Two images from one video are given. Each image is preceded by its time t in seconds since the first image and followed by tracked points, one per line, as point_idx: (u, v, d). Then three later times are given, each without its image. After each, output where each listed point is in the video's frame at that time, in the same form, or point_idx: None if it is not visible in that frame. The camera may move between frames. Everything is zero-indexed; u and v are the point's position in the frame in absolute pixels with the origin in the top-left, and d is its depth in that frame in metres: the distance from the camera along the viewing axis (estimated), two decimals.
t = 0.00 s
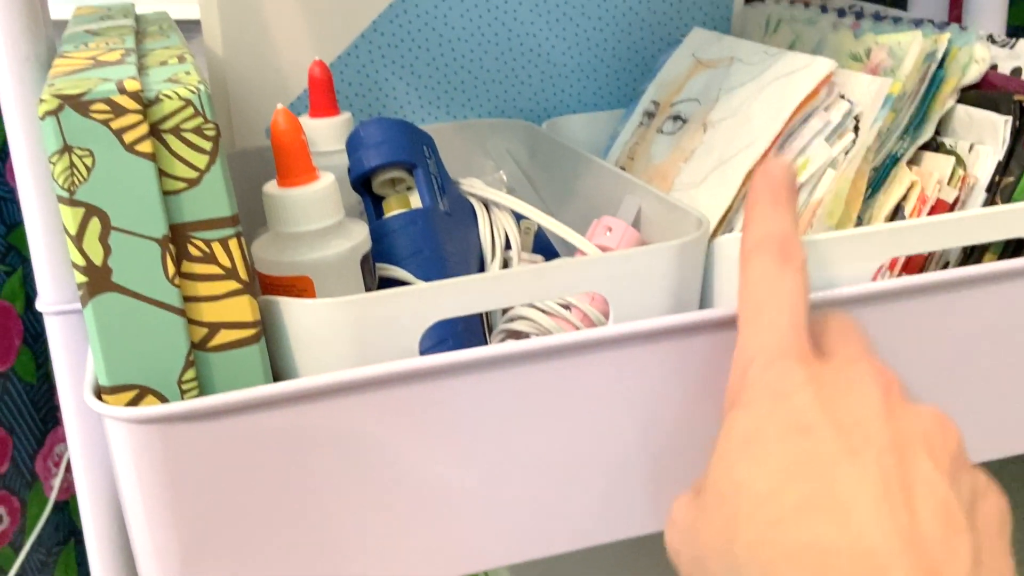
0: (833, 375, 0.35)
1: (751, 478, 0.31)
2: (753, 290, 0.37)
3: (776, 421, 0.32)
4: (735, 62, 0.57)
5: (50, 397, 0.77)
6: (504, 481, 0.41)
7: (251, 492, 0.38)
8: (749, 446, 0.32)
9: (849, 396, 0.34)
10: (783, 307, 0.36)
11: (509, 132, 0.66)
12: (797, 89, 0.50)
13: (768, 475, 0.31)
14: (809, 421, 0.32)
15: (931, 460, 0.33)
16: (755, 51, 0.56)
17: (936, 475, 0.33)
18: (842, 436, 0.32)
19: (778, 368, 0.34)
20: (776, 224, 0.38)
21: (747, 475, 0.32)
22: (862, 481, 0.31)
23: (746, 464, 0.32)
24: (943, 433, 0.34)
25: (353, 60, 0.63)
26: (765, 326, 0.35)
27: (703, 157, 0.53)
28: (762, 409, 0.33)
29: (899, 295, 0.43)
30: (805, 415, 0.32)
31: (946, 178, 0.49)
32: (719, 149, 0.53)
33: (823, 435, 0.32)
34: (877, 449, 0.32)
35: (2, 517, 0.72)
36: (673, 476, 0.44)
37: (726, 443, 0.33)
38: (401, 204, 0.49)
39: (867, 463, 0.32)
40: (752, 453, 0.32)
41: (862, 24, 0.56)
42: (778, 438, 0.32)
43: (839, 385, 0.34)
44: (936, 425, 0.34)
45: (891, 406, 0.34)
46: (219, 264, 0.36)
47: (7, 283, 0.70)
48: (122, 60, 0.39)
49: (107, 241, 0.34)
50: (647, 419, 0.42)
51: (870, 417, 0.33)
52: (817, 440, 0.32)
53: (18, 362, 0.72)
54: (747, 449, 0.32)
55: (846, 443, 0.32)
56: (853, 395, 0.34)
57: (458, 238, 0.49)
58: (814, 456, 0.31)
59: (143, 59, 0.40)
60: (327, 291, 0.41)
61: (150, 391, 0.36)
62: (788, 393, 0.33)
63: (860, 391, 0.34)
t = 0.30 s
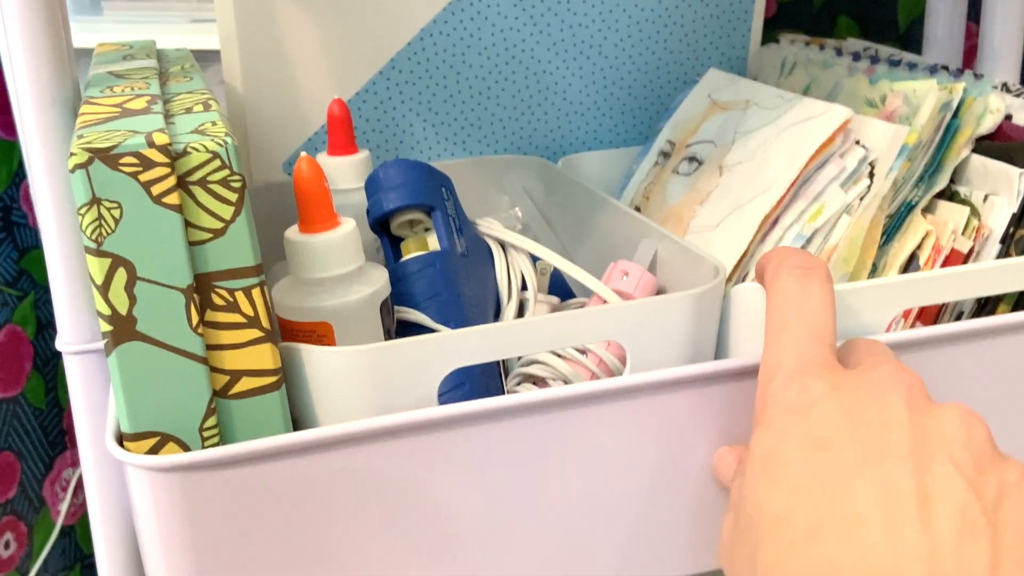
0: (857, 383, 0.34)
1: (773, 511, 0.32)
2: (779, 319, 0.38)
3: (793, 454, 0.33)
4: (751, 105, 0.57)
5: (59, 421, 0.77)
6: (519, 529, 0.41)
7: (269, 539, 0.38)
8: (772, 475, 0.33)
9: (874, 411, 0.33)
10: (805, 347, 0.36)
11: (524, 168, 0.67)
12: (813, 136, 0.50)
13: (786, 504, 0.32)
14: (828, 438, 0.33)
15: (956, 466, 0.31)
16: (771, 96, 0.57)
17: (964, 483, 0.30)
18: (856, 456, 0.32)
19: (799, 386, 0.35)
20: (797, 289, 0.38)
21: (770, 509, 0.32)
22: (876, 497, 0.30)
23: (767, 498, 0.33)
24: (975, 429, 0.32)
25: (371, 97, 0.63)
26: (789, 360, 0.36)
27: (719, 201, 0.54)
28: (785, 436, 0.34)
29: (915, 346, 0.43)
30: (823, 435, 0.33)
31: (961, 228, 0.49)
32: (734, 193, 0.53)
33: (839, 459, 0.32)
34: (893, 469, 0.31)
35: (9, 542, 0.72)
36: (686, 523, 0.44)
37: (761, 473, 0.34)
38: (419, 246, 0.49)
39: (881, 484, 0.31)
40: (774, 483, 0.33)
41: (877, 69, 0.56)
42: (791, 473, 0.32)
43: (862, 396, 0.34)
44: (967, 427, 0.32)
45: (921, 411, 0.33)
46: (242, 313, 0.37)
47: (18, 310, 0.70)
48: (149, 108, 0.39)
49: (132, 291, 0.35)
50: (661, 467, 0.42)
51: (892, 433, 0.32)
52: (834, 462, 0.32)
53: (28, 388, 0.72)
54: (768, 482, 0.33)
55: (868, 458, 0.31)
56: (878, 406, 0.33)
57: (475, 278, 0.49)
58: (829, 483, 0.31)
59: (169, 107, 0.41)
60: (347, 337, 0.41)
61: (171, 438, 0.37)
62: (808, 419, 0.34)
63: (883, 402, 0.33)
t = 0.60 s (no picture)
0: (806, 403, 0.30)
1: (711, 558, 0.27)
2: (730, 334, 0.35)
3: (734, 482, 0.28)
4: (773, 134, 0.57)
5: (73, 442, 0.77)
6: (535, 561, 0.41)
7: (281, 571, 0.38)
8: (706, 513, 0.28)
9: (821, 433, 0.29)
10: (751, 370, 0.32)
11: (542, 194, 0.66)
12: (835, 165, 0.50)
13: (732, 541, 0.27)
14: (776, 467, 0.28)
15: (902, 498, 0.27)
16: (793, 124, 0.56)
17: (908, 515, 0.27)
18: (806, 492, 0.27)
19: (744, 405, 0.31)
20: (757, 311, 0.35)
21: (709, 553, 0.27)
22: (823, 538, 0.26)
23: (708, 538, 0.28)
24: (921, 455, 0.29)
25: (390, 121, 0.63)
26: (733, 383, 0.32)
27: (740, 231, 0.53)
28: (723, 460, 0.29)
29: (939, 382, 0.42)
30: (768, 461, 0.28)
31: (984, 262, 0.48)
32: (755, 223, 0.52)
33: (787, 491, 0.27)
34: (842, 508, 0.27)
35: (20, 564, 0.73)
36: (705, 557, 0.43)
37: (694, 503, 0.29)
38: (436, 273, 0.48)
39: (832, 526, 0.26)
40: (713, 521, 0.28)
41: (901, 98, 0.56)
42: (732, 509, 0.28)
43: (813, 417, 0.29)
44: (912, 446, 0.29)
45: (869, 435, 0.29)
46: (257, 341, 0.36)
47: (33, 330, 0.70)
48: (165, 133, 0.39)
49: (147, 318, 0.34)
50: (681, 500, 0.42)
51: (841, 464, 0.28)
52: (781, 495, 0.27)
53: (42, 408, 0.72)
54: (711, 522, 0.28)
55: (816, 488, 0.27)
56: (825, 428, 0.29)
57: (493, 305, 0.49)
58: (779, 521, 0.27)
59: (185, 131, 0.41)
60: (363, 365, 0.41)
61: (183, 467, 0.36)
62: (752, 441, 0.29)
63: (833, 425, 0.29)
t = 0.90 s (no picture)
0: (767, 357, 0.27)
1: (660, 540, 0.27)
2: (669, 307, 0.29)
3: (690, 453, 0.27)
4: (800, 147, 0.56)
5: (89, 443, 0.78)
6: None
7: None
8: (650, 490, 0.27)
9: (783, 399, 0.27)
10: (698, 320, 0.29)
11: (562, 205, 0.66)
12: (864, 183, 0.49)
13: (676, 517, 0.26)
14: (734, 431, 0.27)
15: (864, 477, 0.27)
16: (822, 138, 0.55)
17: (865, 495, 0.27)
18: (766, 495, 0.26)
19: (699, 348, 0.28)
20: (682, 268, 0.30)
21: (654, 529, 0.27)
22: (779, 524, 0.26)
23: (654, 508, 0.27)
24: (882, 423, 0.28)
25: (406, 130, 0.62)
26: (684, 323, 0.29)
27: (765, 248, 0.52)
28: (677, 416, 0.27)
29: (969, 413, 0.41)
30: (728, 424, 0.27)
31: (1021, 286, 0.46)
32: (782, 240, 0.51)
33: (748, 483, 0.26)
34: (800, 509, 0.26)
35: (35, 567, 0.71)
36: None
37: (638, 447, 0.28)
38: (451, 291, 0.47)
39: (790, 535, 0.26)
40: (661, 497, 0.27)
41: (933, 111, 0.54)
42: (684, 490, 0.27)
43: (774, 374, 0.27)
44: (872, 412, 0.28)
45: (833, 399, 0.27)
46: (267, 369, 0.35)
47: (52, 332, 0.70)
48: (174, 153, 0.38)
49: (153, 347, 0.33)
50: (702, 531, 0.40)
51: (805, 453, 0.26)
52: (739, 487, 0.26)
53: (60, 409, 0.73)
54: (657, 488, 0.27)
55: (773, 466, 0.26)
56: (789, 393, 0.27)
57: (511, 323, 0.47)
58: (735, 518, 0.26)
59: (195, 149, 0.40)
60: (376, 392, 0.40)
61: (192, 498, 0.35)
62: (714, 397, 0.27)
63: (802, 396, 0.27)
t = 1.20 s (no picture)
0: (770, 231, 0.29)
1: (657, 372, 0.26)
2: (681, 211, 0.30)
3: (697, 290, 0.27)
4: (836, 154, 0.54)
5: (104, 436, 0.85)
6: None
7: None
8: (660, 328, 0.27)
9: (784, 267, 0.28)
10: (705, 202, 0.30)
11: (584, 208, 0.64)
12: (911, 195, 0.46)
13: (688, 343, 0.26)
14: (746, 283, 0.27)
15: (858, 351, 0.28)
16: (860, 145, 0.53)
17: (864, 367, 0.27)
18: (768, 334, 0.26)
19: (705, 198, 0.30)
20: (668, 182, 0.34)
21: (658, 356, 0.27)
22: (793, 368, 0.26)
23: (661, 345, 0.27)
24: (871, 325, 0.29)
25: (423, 134, 0.62)
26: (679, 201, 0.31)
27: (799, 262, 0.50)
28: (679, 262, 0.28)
29: (1013, 452, 0.39)
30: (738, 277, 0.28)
31: None
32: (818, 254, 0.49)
33: (750, 325, 0.26)
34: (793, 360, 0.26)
35: (57, 557, 0.80)
36: None
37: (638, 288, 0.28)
38: (471, 311, 0.45)
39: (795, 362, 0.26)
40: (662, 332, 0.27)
41: (978, 114, 0.52)
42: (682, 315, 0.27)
43: (776, 250, 0.29)
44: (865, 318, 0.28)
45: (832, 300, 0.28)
46: (277, 411, 0.33)
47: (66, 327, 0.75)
48: (181, 178, 0.36)
49: (157, 392, 0.31)
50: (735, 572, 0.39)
51: (803, 306, 0.27)
52: (740, 324, 0.27)
53: (76, 404, 0.78)
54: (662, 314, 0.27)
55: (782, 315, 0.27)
56: (789, 264, 0.29)
57: (532, 346, 0.45)
58: (750, 337, 0.26)
59: (204, 173, 0.38)
60: (392, 431, 0.38)
61: (200, 546, 0.34)
62: (727, 256, 0.28)
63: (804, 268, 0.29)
